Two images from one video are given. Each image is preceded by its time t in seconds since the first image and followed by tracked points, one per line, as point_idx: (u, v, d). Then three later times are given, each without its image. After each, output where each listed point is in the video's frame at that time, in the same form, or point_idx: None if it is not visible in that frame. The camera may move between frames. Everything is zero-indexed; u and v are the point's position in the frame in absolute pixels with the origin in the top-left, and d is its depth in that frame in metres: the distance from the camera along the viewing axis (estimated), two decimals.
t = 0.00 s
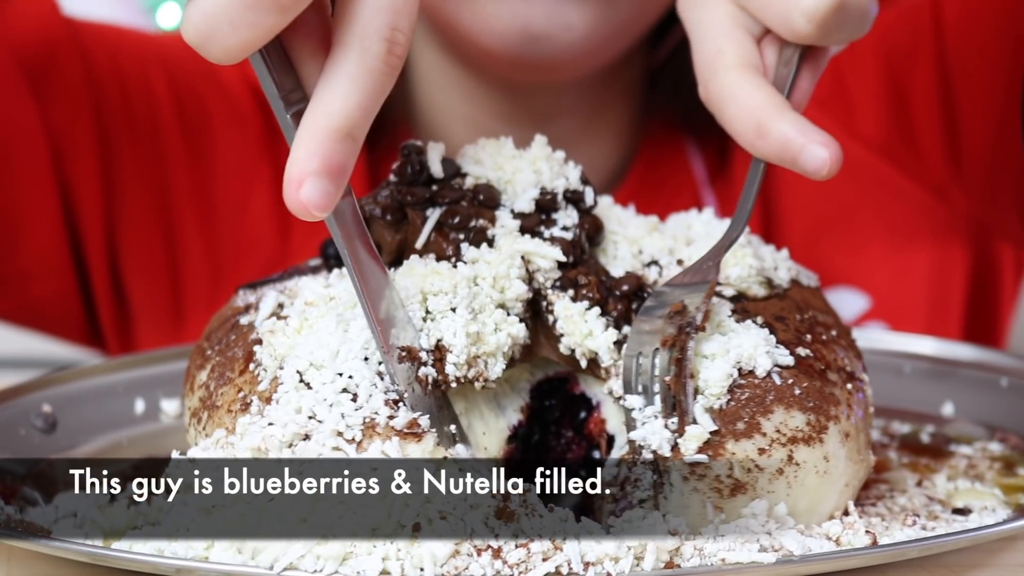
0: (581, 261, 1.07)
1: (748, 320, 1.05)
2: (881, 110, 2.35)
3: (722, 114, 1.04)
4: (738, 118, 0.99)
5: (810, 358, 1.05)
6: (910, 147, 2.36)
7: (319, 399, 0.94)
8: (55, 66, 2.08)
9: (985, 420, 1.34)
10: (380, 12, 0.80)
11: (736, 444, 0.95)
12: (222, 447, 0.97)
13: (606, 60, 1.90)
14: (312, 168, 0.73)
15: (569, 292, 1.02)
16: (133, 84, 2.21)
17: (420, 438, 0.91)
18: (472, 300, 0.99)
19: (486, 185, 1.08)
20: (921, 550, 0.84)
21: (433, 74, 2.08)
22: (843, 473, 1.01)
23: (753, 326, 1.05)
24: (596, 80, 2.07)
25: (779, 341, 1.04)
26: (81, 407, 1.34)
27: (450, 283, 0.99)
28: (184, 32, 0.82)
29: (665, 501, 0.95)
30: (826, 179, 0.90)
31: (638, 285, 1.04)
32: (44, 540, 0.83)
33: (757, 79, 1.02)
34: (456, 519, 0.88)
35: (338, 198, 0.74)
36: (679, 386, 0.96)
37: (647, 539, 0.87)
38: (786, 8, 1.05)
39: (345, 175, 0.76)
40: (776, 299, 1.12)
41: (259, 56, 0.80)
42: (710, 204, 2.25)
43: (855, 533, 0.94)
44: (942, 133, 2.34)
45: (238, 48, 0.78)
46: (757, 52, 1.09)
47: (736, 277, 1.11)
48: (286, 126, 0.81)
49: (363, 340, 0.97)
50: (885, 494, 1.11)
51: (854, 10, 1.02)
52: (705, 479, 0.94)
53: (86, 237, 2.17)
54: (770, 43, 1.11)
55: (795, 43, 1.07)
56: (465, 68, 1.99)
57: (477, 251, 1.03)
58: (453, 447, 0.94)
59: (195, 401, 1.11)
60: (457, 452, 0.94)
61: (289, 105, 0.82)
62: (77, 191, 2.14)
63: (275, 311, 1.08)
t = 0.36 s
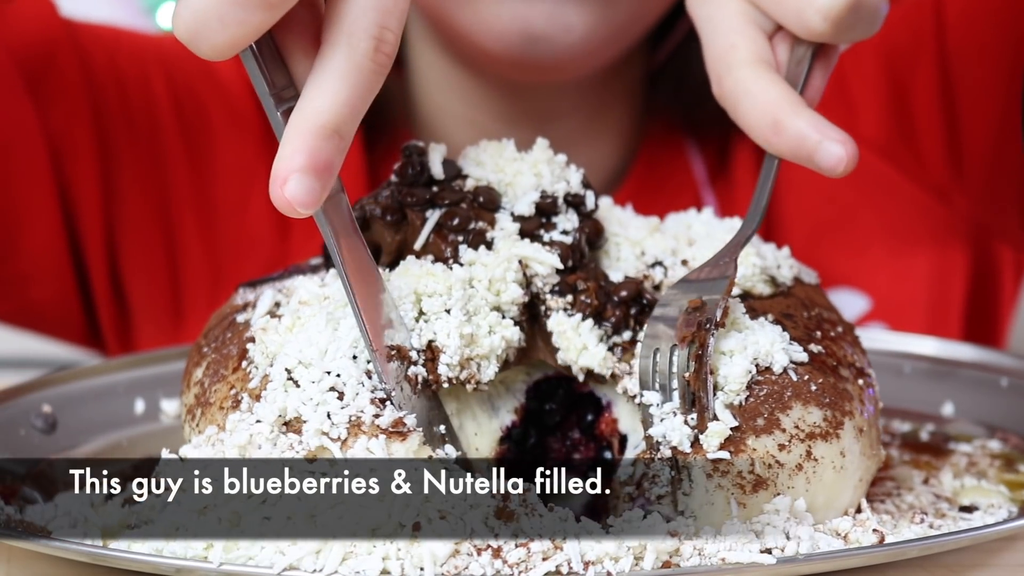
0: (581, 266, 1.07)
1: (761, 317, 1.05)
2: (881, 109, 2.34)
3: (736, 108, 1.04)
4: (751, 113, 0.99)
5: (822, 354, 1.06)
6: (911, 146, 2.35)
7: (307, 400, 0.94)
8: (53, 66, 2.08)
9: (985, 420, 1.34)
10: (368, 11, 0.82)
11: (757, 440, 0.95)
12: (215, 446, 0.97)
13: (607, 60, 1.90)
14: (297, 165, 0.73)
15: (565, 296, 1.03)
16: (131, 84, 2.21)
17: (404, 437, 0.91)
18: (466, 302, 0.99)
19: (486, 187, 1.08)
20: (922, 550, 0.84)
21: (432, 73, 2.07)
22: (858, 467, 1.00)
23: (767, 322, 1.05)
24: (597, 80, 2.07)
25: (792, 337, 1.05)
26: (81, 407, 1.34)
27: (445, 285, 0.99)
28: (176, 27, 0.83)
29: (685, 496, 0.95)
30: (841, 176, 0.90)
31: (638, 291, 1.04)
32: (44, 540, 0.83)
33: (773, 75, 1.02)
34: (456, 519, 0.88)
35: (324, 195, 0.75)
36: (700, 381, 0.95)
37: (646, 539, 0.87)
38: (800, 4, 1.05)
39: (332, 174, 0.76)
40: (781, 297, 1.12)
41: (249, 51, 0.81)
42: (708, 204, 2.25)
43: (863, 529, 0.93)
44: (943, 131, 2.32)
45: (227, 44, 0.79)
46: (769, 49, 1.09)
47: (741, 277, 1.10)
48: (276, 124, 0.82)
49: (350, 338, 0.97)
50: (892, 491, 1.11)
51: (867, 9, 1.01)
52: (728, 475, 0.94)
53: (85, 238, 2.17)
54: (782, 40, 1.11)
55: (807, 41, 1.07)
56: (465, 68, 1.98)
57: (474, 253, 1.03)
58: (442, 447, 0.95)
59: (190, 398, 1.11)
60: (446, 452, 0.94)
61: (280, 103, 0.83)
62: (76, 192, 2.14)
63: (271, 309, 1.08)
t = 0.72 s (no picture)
0: (576, 272, 1.05)
1: (772, 317, 1.05)
2: (879, 110, 2.35)
3: (746, 110, 1.04)
4: (762, 114, 0.99)
5: (833, 351, 1.06)
6: (908, 146, 2.35)
7: (307, 398, 0.94)
8: (50, 66, 2.07)
9: (985, 420, 1.35)
10: (354, 9, 0.85)
11: (775, 439, 0.95)
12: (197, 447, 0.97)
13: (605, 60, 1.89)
14: (279, 162, 0.74)
15: (560, 301, 1.02)
16: (130, 84, 2.20)
17: (381, 437, 0.92)
18: (454, 303, 0.98)
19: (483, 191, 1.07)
20: (922, 550, 0.84)
21: (431, 74, 2.07)
22: (870, 465, 1.01)
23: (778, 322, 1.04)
24: (597, 81, 2.06)
25: (802, 335, 1.05)
26: (81, 407, 1.34)
27: (433, 287, 0.98)
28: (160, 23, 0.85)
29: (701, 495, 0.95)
30: (854, 176, 0.91)
31: (632, 302, 1.03)
32: (44, 540, 0.83)
33: (784, 74, 1.02)
34: (455, 519, 0.88)
35: (308, 191, 0.75)
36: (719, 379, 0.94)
37: (649, 541, 0.87)
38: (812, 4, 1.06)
39: (315, 171, 0.76)
40: (785, 296, 1.12)
41: (234, 49, 0.84)
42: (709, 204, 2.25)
43: (873, 525, 0.93)
44: (941, 132, 2.32)
45: (211, 40, 0.82)
46: (779, 48, 1.10)
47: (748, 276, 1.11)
48: (260, 119, 0.84)
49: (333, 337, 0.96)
50: (898, 489, 1.11)
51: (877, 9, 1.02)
52: (748, 475, 0.94)
53: (83, 238, 2.16)
54: (791, 39, 1.11)
55: (819, 40, 1.08)
56: (463, 69, 1.98)
57: (467, 256, 1.02)
58: (422, 448, 0.95)
59: (183, 395, 1.11)
60: (427, 454, 0.94)
61: (265, 100, 0.85)
62: (74, 192, 2.13)
63: (267, 307, 1.08)
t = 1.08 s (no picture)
0: (567, 279, 1.05)
1: (777, 317, 1.05)
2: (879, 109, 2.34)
3: (754, 107, 1.04)
4: (770, 110, 0.99)
5: (836, 351, 1.06)
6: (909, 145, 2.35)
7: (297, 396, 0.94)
8: (49, 66, 2.08)
9: (986, 420, 1.35)
10: (335, 9, 0.86)
11: (782, 439, 0.95)
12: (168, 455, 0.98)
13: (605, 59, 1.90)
14: (258, 158, 0.74)
15: (548, 306, 1.02)
16: (128, 85, 2.21)
17: (352, 437, 0.93)
18: (440, 309, 0.97)
19: (477, 193, 1.07)
20: (922, 550, 0.84)
21: (431, 73, 2.08)
22: (874, 464, 1.01)
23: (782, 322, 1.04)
24: (596, 80, 2.06)
25: (806, 335, 1.05)
26: (81, 407, 1.34)
27: (419, 289, 0.98)
28: (143, 16, 0.86)
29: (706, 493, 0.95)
30: (863, 174, 0.92)
31: (621, 313, 1.03)
32: (44, 540, 0.83)
33: (789, 72, 1.03)
34: (454, 519, 0.88)
35: (286, 188, 0.75)
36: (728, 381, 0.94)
37: (648, 541, 0.87)
38: (820, 2, 1.05)
39: (293, 168, 0.76)
40: (785, 296, 1.12)
41: (216, 46, 0.84)
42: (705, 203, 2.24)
43: (877, 524, 0.93)
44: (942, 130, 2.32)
45: (191, 38, 0.83)
46: (786, 47, 1.09)
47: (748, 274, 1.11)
48: (241, 116, 0.84)
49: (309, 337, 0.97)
50: (900, 488, 1.11)
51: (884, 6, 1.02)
52: (756, 475, 0.94)
53: (82, 237, 2.16)
54: (797, 37, 1.11)
55: (827, 38, 1.07)
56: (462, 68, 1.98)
57: (457, 258, 1.01)
58: (399, 447, 0.95)
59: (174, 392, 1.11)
60: (405, 454, 0.95)
61: (246, 98, 0.85)
62: (73, 192, 2.13)
63: (257, 304, 1.08)
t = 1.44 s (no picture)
0: (562, 284, 1.05)
1: (782, 317, 1.05)
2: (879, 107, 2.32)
3: (757, 106, 1.04)
4: (776, 108, 0.99)
5: (842, 350, 1.06)
6: (909, 143, 2.34)
7: (290, 396, 0.94)
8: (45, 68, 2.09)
9: (986, 420, 1.35)
10: (317, 7, 0.85)
11: (792, 438, 0.95)
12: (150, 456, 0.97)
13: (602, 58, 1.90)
14: (240, 158, 0.74)
15: (536, 312, 1.02)
16: (125, 86, 2.21)
17: (330, 437, 0.92)
18: (428, 313, 0.97)
19: (473, 197, 1.06)
20: (922, 549, 0.84)
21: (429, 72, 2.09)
22: (881, 462, 1.00)
23: (788, 322, 1.04)
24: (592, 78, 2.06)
25: (812, 335, 1.05)
26: (81, 407, 1.34)
27: (408, 291, 0.98)
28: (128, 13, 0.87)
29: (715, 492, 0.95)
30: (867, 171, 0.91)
31: (612, 324, 1.02)
32: (45, 540, 0.83)
33: (792, 70, 1.02)
34: (454, 519, 0.88)
35: (268, 187, 0.75)
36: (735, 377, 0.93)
37: (649, 541, 0.87)
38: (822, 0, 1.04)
39: (276, 168, 0.76)
40: (788, 295, 1.12)
41: (199, 46, 0.87)
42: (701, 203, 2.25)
43: (883, 523, 0.93)
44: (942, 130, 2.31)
45: (172, 38, 0.84)
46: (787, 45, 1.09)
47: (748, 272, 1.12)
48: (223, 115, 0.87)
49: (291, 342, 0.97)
50: (903, 487, 1.11)
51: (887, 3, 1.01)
52: (768, 474, 0.93)
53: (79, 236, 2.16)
54: (798, 35, 1.11)
55: (829, 35, 1.06)
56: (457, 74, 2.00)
57: (449, 262, 1.02)
58: (382, 448, 0.95)
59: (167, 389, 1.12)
60: (389, 455, 0.94)
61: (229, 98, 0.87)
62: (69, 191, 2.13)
63: (251, 302, 1.09)
